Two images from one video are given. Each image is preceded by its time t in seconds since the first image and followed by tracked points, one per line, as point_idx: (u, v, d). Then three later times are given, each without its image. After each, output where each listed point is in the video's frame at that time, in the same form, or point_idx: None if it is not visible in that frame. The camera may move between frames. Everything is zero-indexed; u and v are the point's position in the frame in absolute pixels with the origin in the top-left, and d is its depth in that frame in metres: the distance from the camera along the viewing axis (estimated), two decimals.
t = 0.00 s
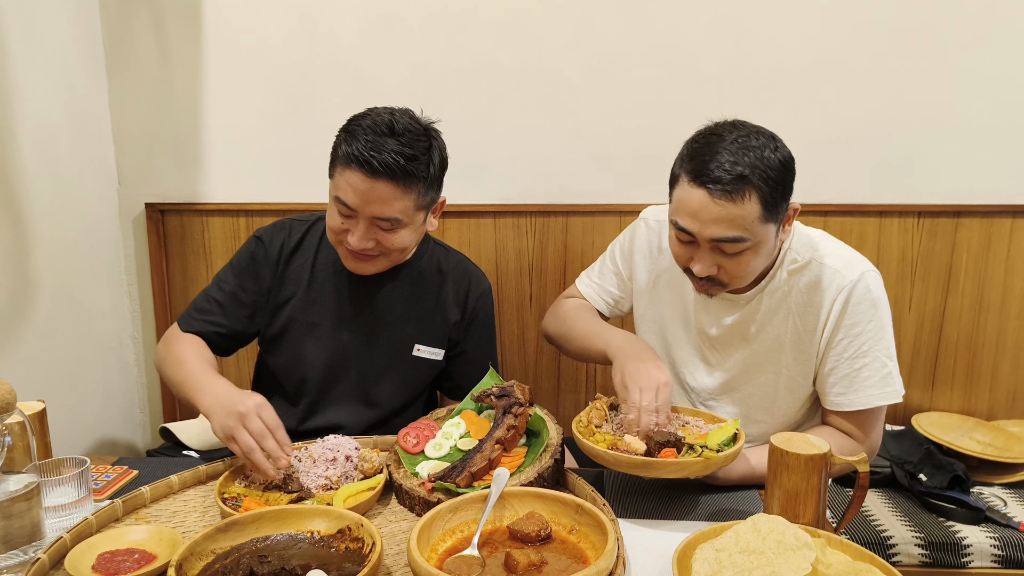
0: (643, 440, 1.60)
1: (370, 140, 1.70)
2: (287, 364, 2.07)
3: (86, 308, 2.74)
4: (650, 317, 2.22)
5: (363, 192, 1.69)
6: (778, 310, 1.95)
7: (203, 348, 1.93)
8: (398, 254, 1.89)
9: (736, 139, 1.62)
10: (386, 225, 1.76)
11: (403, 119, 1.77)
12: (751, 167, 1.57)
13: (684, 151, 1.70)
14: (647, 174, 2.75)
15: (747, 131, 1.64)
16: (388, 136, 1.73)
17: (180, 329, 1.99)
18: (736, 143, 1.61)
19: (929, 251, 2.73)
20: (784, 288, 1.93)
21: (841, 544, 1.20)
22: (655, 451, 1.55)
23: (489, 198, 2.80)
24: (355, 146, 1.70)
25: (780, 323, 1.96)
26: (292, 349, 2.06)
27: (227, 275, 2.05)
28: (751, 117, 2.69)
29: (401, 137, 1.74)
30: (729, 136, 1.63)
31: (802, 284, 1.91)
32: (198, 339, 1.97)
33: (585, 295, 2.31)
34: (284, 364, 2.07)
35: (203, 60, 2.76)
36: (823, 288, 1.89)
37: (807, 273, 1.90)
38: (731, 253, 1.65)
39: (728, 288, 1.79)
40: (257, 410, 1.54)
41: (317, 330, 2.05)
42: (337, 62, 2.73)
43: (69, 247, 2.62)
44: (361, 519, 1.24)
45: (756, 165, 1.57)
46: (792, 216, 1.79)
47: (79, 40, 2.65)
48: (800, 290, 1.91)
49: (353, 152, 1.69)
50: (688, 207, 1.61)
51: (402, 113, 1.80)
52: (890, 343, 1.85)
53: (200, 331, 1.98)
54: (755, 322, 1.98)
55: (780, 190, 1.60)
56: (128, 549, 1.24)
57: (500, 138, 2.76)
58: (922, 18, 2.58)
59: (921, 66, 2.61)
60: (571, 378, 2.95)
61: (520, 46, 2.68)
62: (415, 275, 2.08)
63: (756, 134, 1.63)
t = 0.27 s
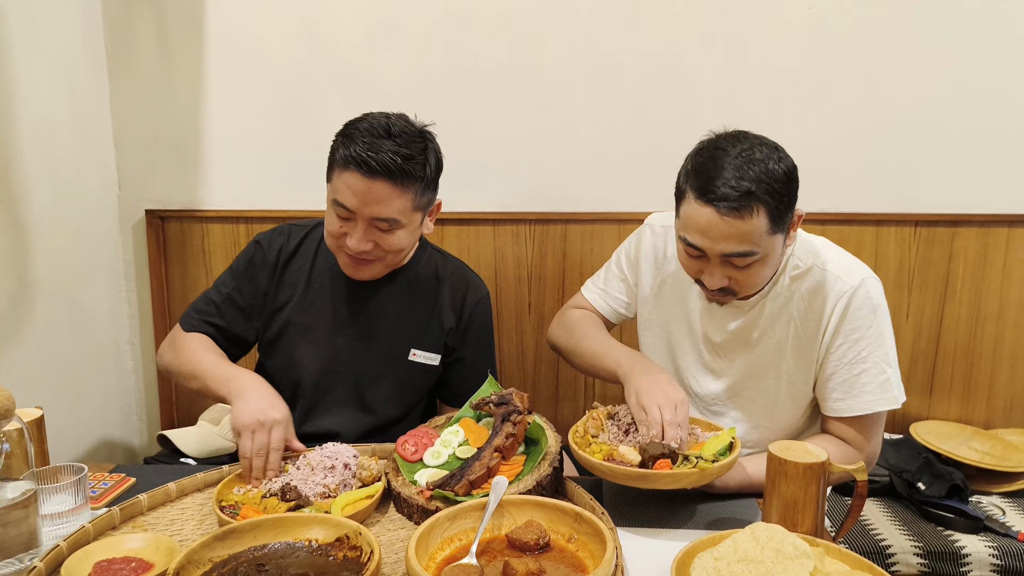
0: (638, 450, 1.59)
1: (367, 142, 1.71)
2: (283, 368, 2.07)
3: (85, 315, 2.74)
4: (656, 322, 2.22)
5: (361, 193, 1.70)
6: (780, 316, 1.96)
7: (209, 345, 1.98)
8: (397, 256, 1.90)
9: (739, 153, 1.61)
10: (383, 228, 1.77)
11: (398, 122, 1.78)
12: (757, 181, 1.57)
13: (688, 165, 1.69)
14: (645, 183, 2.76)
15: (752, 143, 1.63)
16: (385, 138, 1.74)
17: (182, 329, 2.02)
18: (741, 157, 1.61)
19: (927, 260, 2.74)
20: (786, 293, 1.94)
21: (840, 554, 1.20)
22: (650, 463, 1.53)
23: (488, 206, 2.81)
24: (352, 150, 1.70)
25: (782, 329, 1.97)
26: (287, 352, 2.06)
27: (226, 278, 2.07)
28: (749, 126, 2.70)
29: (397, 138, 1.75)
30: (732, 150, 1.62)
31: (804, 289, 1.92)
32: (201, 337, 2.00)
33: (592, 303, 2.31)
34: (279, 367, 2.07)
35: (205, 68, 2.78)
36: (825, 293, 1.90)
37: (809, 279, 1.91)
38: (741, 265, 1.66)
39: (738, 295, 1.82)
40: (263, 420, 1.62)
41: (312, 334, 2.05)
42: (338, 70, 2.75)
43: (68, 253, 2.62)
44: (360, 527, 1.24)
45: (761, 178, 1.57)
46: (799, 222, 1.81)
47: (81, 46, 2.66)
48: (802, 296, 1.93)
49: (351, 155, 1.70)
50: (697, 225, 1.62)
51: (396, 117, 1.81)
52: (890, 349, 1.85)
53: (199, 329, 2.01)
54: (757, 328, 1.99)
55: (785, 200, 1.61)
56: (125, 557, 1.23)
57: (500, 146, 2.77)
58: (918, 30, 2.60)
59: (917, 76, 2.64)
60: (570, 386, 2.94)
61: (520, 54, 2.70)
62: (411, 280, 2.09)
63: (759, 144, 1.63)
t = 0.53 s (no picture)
0: (643, 454, 1.58)
1: (373, 145, 1.73)
2: (289, 369, 2.08)
3: (91, 317, 2.76)
4: (663, 321, 2.24)
5: (366, 195, 1.72)
6: (788, 316, 1.96)
7: (221, 357, 2.01)
8: (402, 258, 1.92)
9: (760, 155, 1.63)
10: (390, 229, 1.79)
11: (404, 126, 1.80)
12: (778, 183, 1.58)
13: (709, 165, 1.71)
14: (648, 186, 2.77)
15: (773, 146, 1.65)
16: (390, 141, 1.75)
17: (196, 339, 2.04)
18: (761, 159, 1.62)
19: (930, 263, 2.75)
20: (794, 294, 1.94)
21: (842, 554, 1.20)
22: (655, 469, 1.52)
23: (491, 209, 2.83)
24: (358, 154, 1.72)
25: (790, 330, 1.97)
26: (293, 353, 2.08)
27: (233, 282, 2.09)
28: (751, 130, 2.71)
29: (402, 142, 1.76)
30: (752, 152, 1.64)
31: (811, 291, 1.93)
32: (215, 348, 2.03)
33: (596, 295, 2.32)
34: (285, 368, 2.09)
35: (209, 73, 2.81)
36: (833, 295, 1.90)
37: (816, 281, 1.92)
38: (757, 266, 1.67)
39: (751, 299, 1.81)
40: (284, 425, 1.68)
41: (318, 335, 2.07)
42: (341, 75, 2.77)
43: (73, 258, 2.65)
44: (364, 527, 1.25)
45: (783, 181, 1.58)
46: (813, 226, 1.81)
47: (87, 52, 2.69)
48: (810, 297, 1.93)
49: (357, 158, 1.72)
50: (716, 223, 1.63)
51: (403, 121, 1.83)
52: (897, 351, 1.86)
53: (212, 338, 2.03)
54: (764, 329, 1.99)
55: (804, 204, 1.62)
56: (133, 556, 1.25)
57: (503, 150, 2.79)
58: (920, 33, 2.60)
59: (919, 79, 2.64)
60: (573, 388, 2.95)
61: (522, 59, 2.72)
62: (415, 282, 2.10)
63: (779, 148, 1.64)
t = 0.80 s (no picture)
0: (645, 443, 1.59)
1: (377, 129, 1.72)
2: (294, 358, 2.08)
3: (94, 308, 2.76)
4: (668, 312, 2.23)
5: (372, 178, 1.71)
6: (798, 305, 1.96)
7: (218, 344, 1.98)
8: (407, 242, 1.90)
9: (775, 139, 1.62)
10: (395, 211, 1.78)
11: (404, 109, 1.80)
12: (794, 166, 1.57)
13: (723, 148, 1.71)
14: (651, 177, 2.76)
15: (788, 131, 1.64)
16: (393, 124, 1.75)
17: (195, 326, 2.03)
18: (776, 143, 1.61)
19: (935, 255, 2.73)
20: (804, 284, 1.94)
21: (845, 545, 1.20)
22: (656, 455, 1.54)
23: (494, 200, 2.82)
24: (364, 137, 1.71)
25: (799, 318, 1.97)
26: (297, 341, 2.08)
27: (236, 271, 2.09)
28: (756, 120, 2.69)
29: (405, 125, 1.76)
30: (768, 136, 1.64)
31: (822, 280, 1.93)
32: (211, 335, 2.00)
33: (602, 288, 2.31)
34: (289, 358, 2.09)
35: (210, 64, 2.79)
36: (843, 284, 1.90)
37: (826, 270, 1.92)
38: (769, 251, 1.65)
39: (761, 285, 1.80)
40: (270, 390, 1.62)
41: (322, 324, 2.07)
42: (343, 65, 2.75)
43: (76, 249, 2.65)
44: (367, 517, 1.25)
45: (798, 165, 1.58)
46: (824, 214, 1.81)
47: (87, 41, 2.68)
48: (820, 286, 1.93)
49: (362, 141, 1.70)
50: (730, 206, 1.62)
51: (403, 106, 1.82)
52: (905, 340, 1.86)
53: (212, 326, 2.01)
54: (773, 318, 1.99)
55: (818, 191, 1.62)
56: (138, 545, 1.26)
57: (506, 141, 2.78)
58: (927, 23, 2.58)
59: (926, 70, 2.62)
60: (575, 380, 2.95)
61: (525, 49, 2.70)
62: (418, 271, 2.10)
63: (796, 134, 1.64)
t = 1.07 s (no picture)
0: (645, 442, 1.59)
1: (386, 102, 1.76)
2: (298, 359, 2.09)
3: (98, 306, 2.77)
4: (670, 311, 2.23)
5: (392, 146, 1.74)
6: (799, 304, 1.95)
7: (221, 355, 1.97)
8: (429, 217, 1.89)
9: (782, 136, 1.63)
10: (413, 180, 1.79)
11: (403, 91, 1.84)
12: (801, 163, 1.58)
13: (729, 145, 1.71)
14: (654, 176, 2.76)
15: (794, 130, 1.65)
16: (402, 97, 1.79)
17: (199, 335, 2.01)
18: (783, 140, 1.62)
19: (938, 254, 2.73)
20: (805, 283, 1.94)
21: (847, 545, 1.20)
22: (656, 454, 1.53)
23: (496, 199, 2.82)
24: (382, 107, 1.74)
25: (800, 317, 1.96)
26: (303, 342, 2.08)
27: (239, 276, 2.08)
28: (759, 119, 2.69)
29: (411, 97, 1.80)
30: (777, 133, 1.65)
31: (823, 280, 1.93)
32: (217, 347, 1.99)
33: (604, 284, 2.31)
34: (295, 360, 2.09)
35: (214, 62, 2.80)
36: (843, 283, 1.91)
37: (827, 269, 1.92)
38: (771, 248, 1.65)
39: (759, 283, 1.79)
40: (285, 426, 1.61)
41: (326, 324, 2.06)
42: (346, 64, 2.76)
43: (81, 247, 2.66)
44: (370, 515, 1.26)
45: (805, 163, 1.58)
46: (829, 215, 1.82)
47: (92, 40, 2.68)
48: (821, 285, 1.93)
49: (384, 112, 1.73)
50: (735, 200, 1.61)
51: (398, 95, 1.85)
52: (907, 340, 1.86)
53: (216, 335, 2.01)
54: (774, 318, 1.98)
55: (824, 191, 1.62)
56: (142, 542, 1.26)
57: (509, 139, 2.78)
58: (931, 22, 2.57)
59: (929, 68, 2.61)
60: (577, 379, 2.95)
61: (528, 47, 2.70)
62: (419, 269, 2.10)
63: (803, 135, 1.64)
